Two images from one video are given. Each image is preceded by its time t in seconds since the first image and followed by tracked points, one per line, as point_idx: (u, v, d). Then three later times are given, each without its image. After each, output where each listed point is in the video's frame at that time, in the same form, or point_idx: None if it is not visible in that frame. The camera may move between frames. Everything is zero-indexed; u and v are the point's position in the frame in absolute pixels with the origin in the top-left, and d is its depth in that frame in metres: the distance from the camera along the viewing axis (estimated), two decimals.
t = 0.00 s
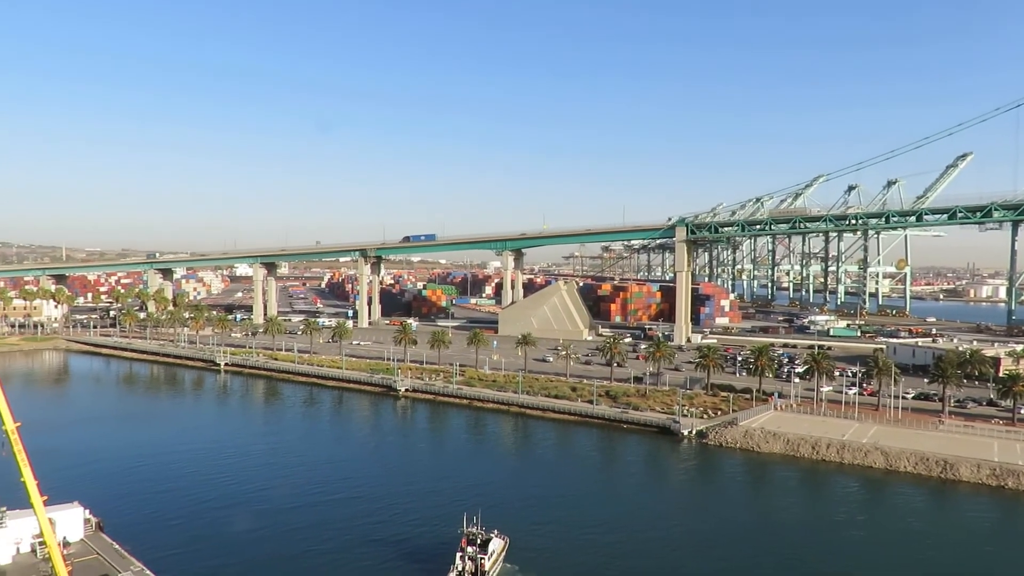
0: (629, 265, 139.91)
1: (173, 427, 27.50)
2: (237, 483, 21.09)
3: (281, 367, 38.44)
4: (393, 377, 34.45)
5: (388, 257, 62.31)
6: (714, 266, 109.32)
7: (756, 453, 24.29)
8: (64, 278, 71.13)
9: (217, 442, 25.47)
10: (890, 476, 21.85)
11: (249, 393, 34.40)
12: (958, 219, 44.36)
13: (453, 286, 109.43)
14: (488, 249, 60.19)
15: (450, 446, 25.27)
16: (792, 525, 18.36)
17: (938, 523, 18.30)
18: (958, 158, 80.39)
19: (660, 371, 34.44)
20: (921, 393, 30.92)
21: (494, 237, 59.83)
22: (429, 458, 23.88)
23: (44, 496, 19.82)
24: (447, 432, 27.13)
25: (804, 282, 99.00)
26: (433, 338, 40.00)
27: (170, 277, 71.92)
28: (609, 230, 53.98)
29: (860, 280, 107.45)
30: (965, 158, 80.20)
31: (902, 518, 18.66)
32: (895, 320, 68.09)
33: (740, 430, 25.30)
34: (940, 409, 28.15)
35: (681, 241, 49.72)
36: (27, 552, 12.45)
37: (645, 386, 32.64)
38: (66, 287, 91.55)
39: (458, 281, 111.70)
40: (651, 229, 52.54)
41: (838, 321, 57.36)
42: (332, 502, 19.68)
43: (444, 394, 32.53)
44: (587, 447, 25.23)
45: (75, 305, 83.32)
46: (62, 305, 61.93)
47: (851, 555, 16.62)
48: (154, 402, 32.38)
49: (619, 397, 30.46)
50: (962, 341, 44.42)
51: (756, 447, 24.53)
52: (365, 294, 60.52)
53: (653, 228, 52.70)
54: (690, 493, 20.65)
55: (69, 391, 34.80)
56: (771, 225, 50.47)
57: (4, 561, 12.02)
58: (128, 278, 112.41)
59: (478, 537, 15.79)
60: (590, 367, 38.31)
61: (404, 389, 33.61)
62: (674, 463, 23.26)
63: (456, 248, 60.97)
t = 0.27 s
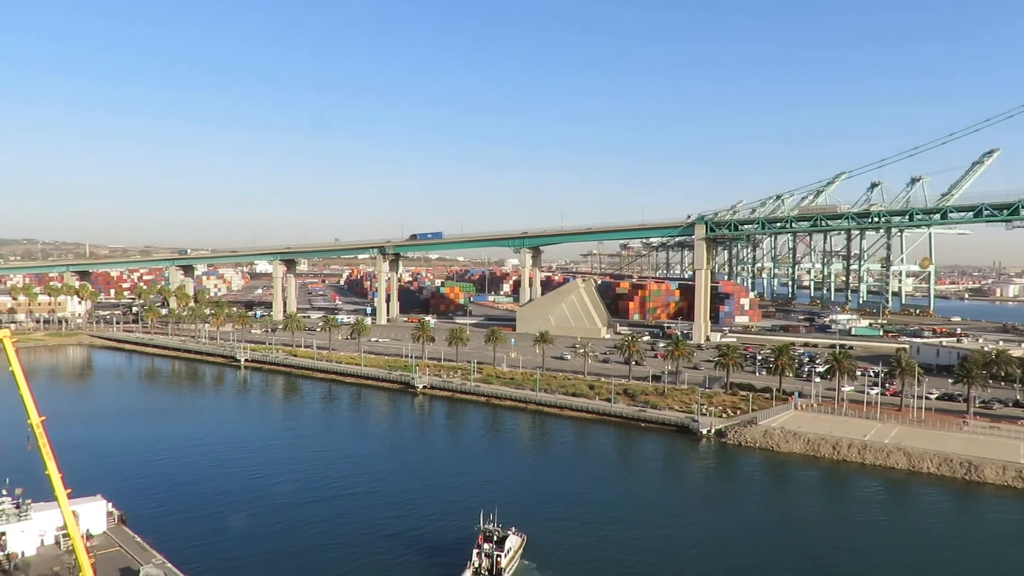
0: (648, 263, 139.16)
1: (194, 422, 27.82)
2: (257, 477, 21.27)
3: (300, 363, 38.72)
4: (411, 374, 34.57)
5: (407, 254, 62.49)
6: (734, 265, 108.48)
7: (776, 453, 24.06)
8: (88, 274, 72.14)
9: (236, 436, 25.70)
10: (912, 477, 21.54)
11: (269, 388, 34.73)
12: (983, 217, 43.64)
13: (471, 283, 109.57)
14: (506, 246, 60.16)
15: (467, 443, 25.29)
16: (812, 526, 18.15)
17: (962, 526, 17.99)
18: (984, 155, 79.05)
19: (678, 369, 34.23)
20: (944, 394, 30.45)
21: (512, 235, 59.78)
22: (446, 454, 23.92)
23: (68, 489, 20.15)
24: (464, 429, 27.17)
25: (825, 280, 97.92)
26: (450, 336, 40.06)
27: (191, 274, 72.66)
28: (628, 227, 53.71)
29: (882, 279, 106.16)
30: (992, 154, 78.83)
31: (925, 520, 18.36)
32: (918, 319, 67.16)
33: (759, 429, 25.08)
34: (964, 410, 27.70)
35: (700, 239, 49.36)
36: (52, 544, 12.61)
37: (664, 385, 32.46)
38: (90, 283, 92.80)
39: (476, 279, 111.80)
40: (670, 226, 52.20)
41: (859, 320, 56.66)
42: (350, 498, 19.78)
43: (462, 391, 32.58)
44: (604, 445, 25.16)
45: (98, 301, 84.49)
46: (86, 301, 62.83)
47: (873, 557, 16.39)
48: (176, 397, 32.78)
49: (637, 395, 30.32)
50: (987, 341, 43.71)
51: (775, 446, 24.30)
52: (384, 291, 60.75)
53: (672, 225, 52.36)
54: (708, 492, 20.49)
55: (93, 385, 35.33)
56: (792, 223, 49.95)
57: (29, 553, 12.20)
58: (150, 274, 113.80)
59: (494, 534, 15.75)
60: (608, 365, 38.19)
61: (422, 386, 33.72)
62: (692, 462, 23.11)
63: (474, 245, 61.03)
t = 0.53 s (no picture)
0: (669, 261, 138.32)
1: (218, 418, 28.15)
2: (280, 473, 21.48)
3: (322, 360, 39.02)
4: (432, 372, 34.69)
5: (427, 252, 62.71)
6: (757, 263, 107.47)
7: (799, 453, 23.80)
8: (115, 272, 73.32)
9: (260, 433, 25.95)
10: (939, 479, 21.19)
11: (291, 386, 35.07)
12: (1013, 214, 42.80)
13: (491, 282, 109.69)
14: (527, 245, 60.12)
15: (488, 441, 25.33)
16: (836, 527, 17.93)
17: (991, 529, 17.65)
18: (1014, 150, 77.50)
19: (700, 368, 33.98)
20: (973, 394, 29.92)
21: (533, 233, 59.73)
22: (466, 452, 23.97)
23: (96, 483, 20.50)
24: (484, 427, 27.21)
25: (850, 278, 96.69)
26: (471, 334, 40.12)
27: (215, 272, 73.52)
28: (649, 225, 53.41)
29: (909, 277, 104.47)
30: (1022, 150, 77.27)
31: (952, 523, 18.04)
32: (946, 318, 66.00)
33: (782, 430, 24.83)
34: (993, 411, 27.20)
35: (722, 237, 48.95)
36: (80, 538, 12.81)
37: (685, 384, 32.24)
38: (117, 281, 94.31)
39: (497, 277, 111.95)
40: (692, 224, 51.82)
41: (885, 319, 55.87)
42: (370, 494, 19.87)
43: (482, 389, 32.63)
44: (625, 444, 25.06)
45: (124, 299, 85.82)
46: (113, 298, 63.85)
47: (899, 560, 16.14)
48: (201, 393, 33.19)
49: (658, 394, 30.16)
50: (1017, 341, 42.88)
51: (799, 447, 24.03)
52: (405, 289, 61.01)
53: (694, 223, 51.99)
54: (730, 493, 20.31)
55: (120, 382, 35.91)
56: (816, 221, 49.37)
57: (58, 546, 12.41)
58: (175, 272, 115.39)
59: (514, 532, 15.72)
60: (629, 364, 38.02)
61: (443, 384, 33.81)
62: (714, 462, 22.94)
63: (495, 243, 61.07)
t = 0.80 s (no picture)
0: (692, 259, 137.23)
1: (243, 415, 28.46)
2: (302, 469, 21.69)
3: (345, 358, 39.29)
4: (453, 370, 34.78)
5: (449, 251, 62.87)
6: (781, 261, 106.29)
7: (823, 454, 23.51)
8: (142, 271, 74.42)
9: (284, 430, 26.19)
10: (968, 481, 20.81)
11: (314, 383, 35.38)
12: None
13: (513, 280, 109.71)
14: (548, 243, 60.03)
15: (508, 440, 25.33)
16: (861, 529, 17.68)
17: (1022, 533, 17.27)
18: None
19: (723, 368, 33.70)
20: (1003, 395, 29.34)
21: (554, 232, 59.60)
22: (487, 450, 24.00)
23: (123, 478, 20.83)
24: (505, 426, 27.22)
25: (876, 277, 95.27)
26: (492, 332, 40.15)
27: (240, 270, 74.34)
28: (671, 224, 53.05)
29: (937, 276, 102.68)
30: None
31: (982, 527, 17.68)
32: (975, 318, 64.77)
33: (807, 430, 24.53)
34: None
35: (745, 236, 48.46)
36: (108, 532, 13.02)
37: (707, 383, 31.99)
38: (143, 279, 95.73)
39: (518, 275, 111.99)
40: (715, 223, 51.37)
41: (912, 319, 54.98)
42: (392, 491, 19.98)
43: (503, 387, 32.63)
44: (646, 443, 24.94)
45: (151, 296, 87.13)
46: (139, 296, 64.83)
47: (926, 564, 15.86)
48: (226, 390, 33.60)
49: (681, 394, 29.95)
50: None
51: (823, 448, 23.73)
52: (426, 288, 61.24)
53: (717, 221, 51.53)
54: (753, 493, 20.11)
55: (147, 379, 36.49)
56: (842, 219, 48.69)
57: (87, 540, 12.63)
58: (200, 270, 116.91)
59: (535, 531, 15.73)
60: (651, 363, 37.82)
61: (464, 382, 33.88)
62: (736, 463, 22.73)
63: (516, 242, 61.02)
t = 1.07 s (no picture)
0: (716, 258, 136.05)
1: (268, 412, 28.79)
2: (325, 466, 21.89)
3: (367, 356, 39.54)
4: (475, 368, 34.85)
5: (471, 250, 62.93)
6: (806, 260, 105.01)
7: (849, 456, 23.18)
8: (169, 269, 75.48)
9: (308, 426, 26.45)
10: (999, 485, 20.38)
11: (337, 381, 35.67)
12: None
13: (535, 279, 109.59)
14: (570, 242, 59.89)
15: (530, 438, 25.34)
16: (888, 532, 17.40)
17: None
18: None
19: (746, 367, 33.38)
20: None
21: (576, 230, 59.43)
22: (509, 449, 24.01)
23: (151, 473, 21.17)
24: (527, 424, 27.22)
25: (904, 276, 93.71)
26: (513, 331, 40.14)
27: (264, 269, 75.11)
28: (694, 222, 52.64)
29: (967, 276, 100.65)
30: None
31: (1013, 531, 17.31)
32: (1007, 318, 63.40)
33: (832, 431, 24.22)
34: None
35: (770, 234, 47.94)
36: (136, 526, 13.24)
37: (731, 383, 31.71)
38: (170, 277, 97.05)
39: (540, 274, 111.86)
40: (739, 221, 50.87)
41: (941, 319, 53.99)
42: (413, 488, 20.08)
43: (525, 386, 32.63)
44: (668, 443, 24.79)
45: (178, 294, 88.27)
46: (166, 294, 65.75)
47: (954, 567, 15.57)
48: (251, 387, 33.98)
49: (704, 394, 29.72)
50: None
51: (849, 449, 23.40)
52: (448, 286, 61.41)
53: (741, 220, 51.03)
54: (777, 494, 19.90)
55: (174, 375, 37.05)
56: (869, 217, 47.95)
57: (116, 533, 12.85)
58: (225, 269, 118.32)
59: (556, 530, 15.68)
60: (674, 363, 37.57)
61: (485, 380, 33.92)
62: (760, 463, 22.52)
63: (538, 241, 60.95)
